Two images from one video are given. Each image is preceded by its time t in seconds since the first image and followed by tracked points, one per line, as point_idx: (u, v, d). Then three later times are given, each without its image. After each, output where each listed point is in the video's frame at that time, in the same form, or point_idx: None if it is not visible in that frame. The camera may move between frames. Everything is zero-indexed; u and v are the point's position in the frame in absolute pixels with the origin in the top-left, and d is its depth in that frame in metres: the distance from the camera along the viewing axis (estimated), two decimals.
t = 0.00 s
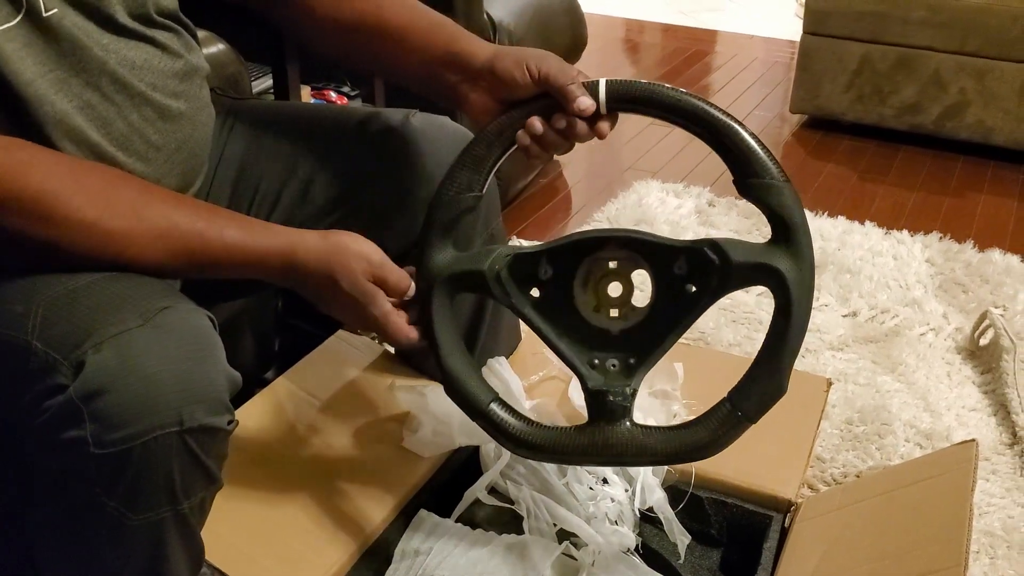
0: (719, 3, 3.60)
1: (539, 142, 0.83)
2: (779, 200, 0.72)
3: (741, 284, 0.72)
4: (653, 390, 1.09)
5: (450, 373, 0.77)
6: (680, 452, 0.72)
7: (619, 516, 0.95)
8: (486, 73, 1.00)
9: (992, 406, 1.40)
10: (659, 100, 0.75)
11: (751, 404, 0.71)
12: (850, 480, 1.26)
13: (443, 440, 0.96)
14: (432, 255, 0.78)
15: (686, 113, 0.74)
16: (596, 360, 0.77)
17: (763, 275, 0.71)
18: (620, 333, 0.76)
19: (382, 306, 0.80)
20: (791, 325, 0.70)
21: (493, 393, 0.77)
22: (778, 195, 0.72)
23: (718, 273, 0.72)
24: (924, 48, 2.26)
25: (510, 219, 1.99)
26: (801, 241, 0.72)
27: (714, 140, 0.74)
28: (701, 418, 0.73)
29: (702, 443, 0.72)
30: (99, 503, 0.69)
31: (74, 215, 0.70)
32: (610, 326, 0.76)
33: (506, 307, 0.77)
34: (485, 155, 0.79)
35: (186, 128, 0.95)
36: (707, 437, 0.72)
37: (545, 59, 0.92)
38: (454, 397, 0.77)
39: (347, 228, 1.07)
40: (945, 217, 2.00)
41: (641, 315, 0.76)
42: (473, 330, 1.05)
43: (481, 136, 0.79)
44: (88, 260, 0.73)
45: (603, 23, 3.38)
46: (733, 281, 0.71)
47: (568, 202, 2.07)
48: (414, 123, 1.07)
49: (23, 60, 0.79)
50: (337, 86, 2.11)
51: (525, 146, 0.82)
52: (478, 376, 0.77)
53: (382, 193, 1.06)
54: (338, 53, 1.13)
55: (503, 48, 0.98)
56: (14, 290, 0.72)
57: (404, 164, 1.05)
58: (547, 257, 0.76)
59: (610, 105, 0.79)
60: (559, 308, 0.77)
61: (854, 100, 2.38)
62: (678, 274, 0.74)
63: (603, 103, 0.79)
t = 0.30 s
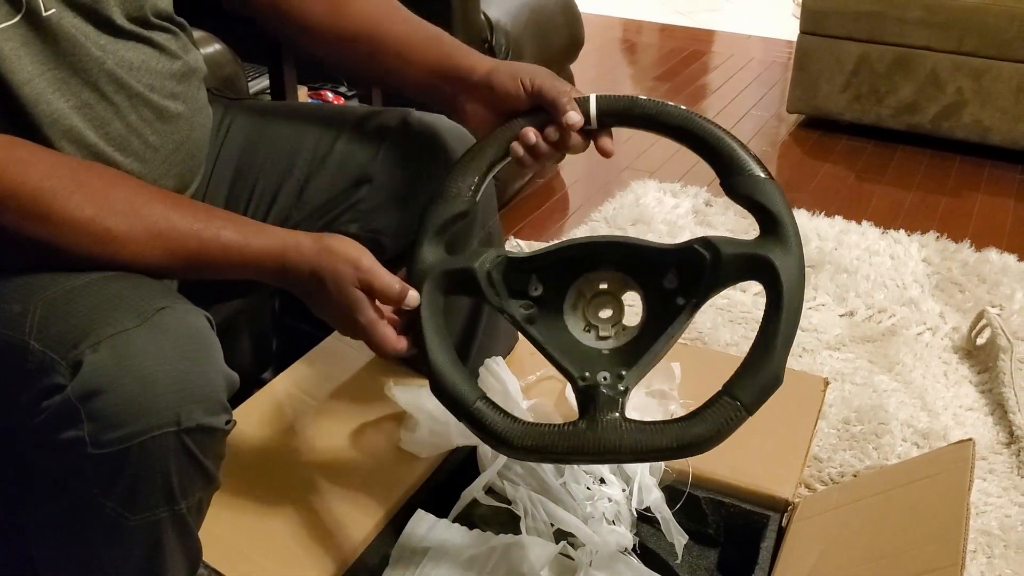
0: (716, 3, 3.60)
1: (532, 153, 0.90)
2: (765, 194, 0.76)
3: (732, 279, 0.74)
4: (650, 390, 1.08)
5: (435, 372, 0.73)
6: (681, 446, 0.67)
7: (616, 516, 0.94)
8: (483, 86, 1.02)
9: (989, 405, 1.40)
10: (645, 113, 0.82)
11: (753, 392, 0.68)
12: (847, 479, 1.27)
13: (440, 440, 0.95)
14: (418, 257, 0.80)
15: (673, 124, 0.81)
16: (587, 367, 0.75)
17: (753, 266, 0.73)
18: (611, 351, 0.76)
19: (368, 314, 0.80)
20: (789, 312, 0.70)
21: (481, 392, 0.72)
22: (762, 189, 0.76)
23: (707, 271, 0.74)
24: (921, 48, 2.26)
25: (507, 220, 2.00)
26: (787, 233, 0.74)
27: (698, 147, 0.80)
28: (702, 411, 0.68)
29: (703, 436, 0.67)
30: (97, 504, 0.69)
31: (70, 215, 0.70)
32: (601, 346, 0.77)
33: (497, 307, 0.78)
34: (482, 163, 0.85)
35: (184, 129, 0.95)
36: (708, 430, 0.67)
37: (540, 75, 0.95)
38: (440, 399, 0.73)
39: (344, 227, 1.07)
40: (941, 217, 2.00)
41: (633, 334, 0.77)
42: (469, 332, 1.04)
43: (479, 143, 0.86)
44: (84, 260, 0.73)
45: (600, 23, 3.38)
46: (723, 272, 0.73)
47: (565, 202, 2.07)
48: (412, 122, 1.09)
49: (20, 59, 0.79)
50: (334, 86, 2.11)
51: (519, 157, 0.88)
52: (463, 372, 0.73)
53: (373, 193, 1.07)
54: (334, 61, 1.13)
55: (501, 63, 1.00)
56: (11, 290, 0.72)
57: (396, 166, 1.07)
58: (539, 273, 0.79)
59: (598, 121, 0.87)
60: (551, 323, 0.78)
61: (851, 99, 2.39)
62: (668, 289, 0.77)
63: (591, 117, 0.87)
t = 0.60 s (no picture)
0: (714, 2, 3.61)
1: (524, 172, 0.90)
2: (747, 219, 0.77)
3: (714, 299, 0.74)
4: (649, 389, 1.07)
5: (411, 370, 0.73)
6: (653, 455, 0.65)
7: (615, 516, 0.94)
8: (477, 111, 1.02)
9: (987, 404, 1.41)
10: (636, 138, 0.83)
11: (729, 405, 0.67)
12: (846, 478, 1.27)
13: (441, 441, 0.95)
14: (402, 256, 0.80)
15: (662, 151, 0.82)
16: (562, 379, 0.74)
17: (735, 287, 0.74)
18: (589, 371, 0.75)
19: (368, 328, 0.79)
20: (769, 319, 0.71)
21: (456, 393, 0.72)
22: (745, 214, 0.77)
23: (689, 293, 0.75)
24: (919, 48, 2.27)
25: (505, 220, 2.00)
26: (768, 258, 0.75)
27: (682, 174, 0.81)
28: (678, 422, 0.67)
29: (677, 447, 0.65)
30: (92, 504, 0.69)
31: (67, 214, 0.70)
32: (579, 367, 0.76)
33: (478, 316, 0.78)
34: (476, 176, 0.85)
35: (183, 129, 0.95)
36: (682, 440, 0.66)
37: (535, 100, 0.97)
38: (414, 397, 0.73)
39: (344, 224, 1.07)
40: (939, 216, 2.00)
41: (612, 357, 0.76)
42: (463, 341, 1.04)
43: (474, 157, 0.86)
44: (80, 258, 0.73)
45: (598, 23, 3.38)
46: (705, 291, 0.74)
47: (564, 201, 2.07)
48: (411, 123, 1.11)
49: (20, 56, 0.79)
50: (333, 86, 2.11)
51: (511, 173, 0.88)
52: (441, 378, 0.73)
53: (373, 190, 1.06)
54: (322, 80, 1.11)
55: (496, 90, 1.02)
56: (8, 289, 0.72)
57: (395, 164, 1.07)
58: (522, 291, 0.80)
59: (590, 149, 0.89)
60: (530, 340, 0.78)
61: (849, 99, 2.39)
62: (651, 315, 0.77)
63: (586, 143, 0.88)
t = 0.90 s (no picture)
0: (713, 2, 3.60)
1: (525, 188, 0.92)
2: (744, 223, 0.78)
3: (713, 301, 0.75)
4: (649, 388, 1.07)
5: (407, 371, 0.73)
6: (651, 448, 0.64)
7: (614, 516, 0.95)
8: (479, 121, 1.03)
9: (986, 404, 1.41)
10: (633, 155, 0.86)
11: (730, 399, 0.67)
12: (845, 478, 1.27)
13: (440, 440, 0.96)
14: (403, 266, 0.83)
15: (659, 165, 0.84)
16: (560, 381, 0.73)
17: (734, 288, 0.74)
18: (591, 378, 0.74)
19: (370, 341, 0.78)
20: (768, 317, 0.71)
21: (450, 392, 0.72)
22: (743, 220, 0.78)
23: (686, 296, 0.75)
24: (918, 47, 2.27)
25: (504, 220, 2.00)
26: (767, 259, 0.75)
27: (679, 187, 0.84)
28: (677, 416, 0.66)
29: (676, 439, 0.65)
30: (89, 505, 0.69)
31: (66, 215, 0.70)
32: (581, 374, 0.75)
33: (475, 323, 0.78)
34: (481, 191, 0.87)
35: (183, 129, 0.95)
36: (681, 434, 0.65)
37: (534, 115, 0.98)
38: (411, 399, 0.73)
39: (344, 221, 1.07)
40: (939, 216, 2.00)
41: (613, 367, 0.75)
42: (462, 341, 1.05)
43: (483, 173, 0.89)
44: (77, 258, 0.73)
45: (598, 23, 3.38)
46: (702, 293, 0.75)
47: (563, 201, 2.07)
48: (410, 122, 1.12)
49: (26, 57, 0.79)
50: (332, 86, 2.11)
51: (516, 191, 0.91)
52: (437, 379, 0.73)
53: (373, 187, 1.06)
54: (319, 81, 1.11)
55: (498, 101, 1.03)
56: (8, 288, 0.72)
57: (396, 160, 1.08)
58: (523, 304, 0.81)
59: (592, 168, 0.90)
60: (530, 350, 0.78)
61: (849, 98, 2.39)
62: (650, 326, 0.78)
63: (585, 160, 0.90)
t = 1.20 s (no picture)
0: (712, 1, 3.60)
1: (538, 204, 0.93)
2: (745, 234, 0.79)
3: (714, 308, 0.76)
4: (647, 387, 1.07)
5: (405, 371, 0.74)
6: (644, 447, 0.64)
7: (613, 515, 0.95)
8: (489, 129, 1.04)
9: (985, 403, 1.41)
10: (637, 173, 0.88)
11: (724, 400, 0.66)
12: (844, 477, 1.27)
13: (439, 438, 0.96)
14: (410, 272, 0.84)
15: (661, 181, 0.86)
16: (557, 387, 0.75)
17: (735, 296, 0.75)
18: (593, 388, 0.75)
19: (372, 345, 0.79)
20: (767, 323, 0.71)
21: (447, 392, 0.72)
22: (743, 230, 0.80)
23: (685, 305, 0.76)
24: (917, 47, 2.27)
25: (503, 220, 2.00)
26: (767, 267, 0.76)
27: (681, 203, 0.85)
28: (672, 415, 0.65)
29: (670, 439, 0.64)
30: (87, 505, 0.69)
31: (65, 214, 0.70)
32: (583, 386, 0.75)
33: (477, 329, 0.79)
34: (492, 207, 0.90)
35: (183, 129, 0.95)
36: (675, 433, 0.64)
37: (546, 128, 0.98)
38: (407, 399, 0.73)
39: (344, 218, 1.07)
40: (937, 215, 2.00)
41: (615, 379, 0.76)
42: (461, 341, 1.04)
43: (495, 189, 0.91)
44: (76, 257, 0.72)
45: (597, 23, 3.37)
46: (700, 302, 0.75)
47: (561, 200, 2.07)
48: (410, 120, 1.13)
49: (29, 56, 0.79)
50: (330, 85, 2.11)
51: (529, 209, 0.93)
52: (433, 375, 0.74)
53: (374, 183, 1.07)
54: (319, 79, 1.11)
55: (512, 107, 1.03)
56: (6, 287, 0.72)
57: (396, 157, 1.08)
58: (529, 318, 0.83)
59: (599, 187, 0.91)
60: (534, 363, 0.79)
61: (848, 97, 2.39)
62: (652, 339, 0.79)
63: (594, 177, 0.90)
